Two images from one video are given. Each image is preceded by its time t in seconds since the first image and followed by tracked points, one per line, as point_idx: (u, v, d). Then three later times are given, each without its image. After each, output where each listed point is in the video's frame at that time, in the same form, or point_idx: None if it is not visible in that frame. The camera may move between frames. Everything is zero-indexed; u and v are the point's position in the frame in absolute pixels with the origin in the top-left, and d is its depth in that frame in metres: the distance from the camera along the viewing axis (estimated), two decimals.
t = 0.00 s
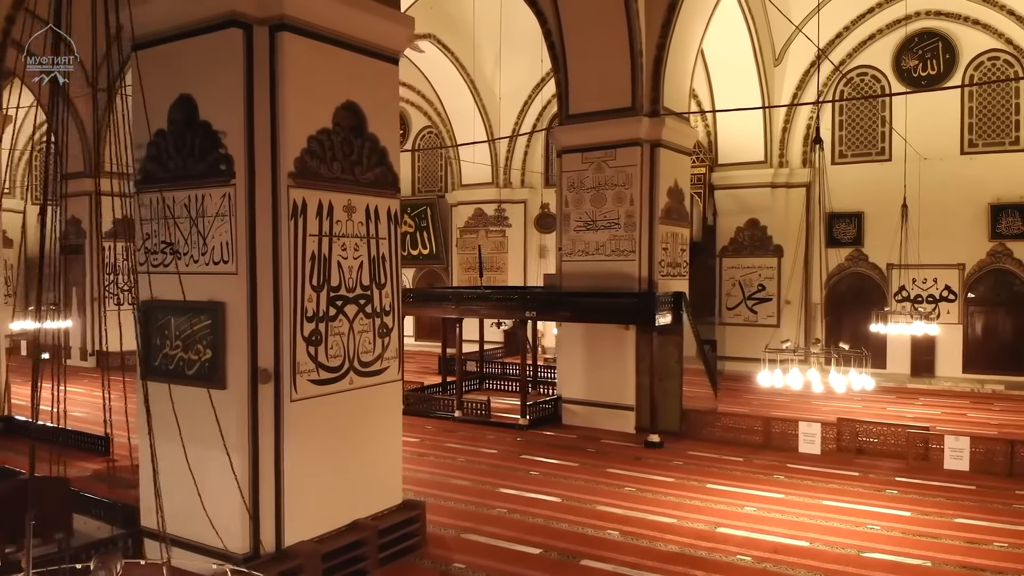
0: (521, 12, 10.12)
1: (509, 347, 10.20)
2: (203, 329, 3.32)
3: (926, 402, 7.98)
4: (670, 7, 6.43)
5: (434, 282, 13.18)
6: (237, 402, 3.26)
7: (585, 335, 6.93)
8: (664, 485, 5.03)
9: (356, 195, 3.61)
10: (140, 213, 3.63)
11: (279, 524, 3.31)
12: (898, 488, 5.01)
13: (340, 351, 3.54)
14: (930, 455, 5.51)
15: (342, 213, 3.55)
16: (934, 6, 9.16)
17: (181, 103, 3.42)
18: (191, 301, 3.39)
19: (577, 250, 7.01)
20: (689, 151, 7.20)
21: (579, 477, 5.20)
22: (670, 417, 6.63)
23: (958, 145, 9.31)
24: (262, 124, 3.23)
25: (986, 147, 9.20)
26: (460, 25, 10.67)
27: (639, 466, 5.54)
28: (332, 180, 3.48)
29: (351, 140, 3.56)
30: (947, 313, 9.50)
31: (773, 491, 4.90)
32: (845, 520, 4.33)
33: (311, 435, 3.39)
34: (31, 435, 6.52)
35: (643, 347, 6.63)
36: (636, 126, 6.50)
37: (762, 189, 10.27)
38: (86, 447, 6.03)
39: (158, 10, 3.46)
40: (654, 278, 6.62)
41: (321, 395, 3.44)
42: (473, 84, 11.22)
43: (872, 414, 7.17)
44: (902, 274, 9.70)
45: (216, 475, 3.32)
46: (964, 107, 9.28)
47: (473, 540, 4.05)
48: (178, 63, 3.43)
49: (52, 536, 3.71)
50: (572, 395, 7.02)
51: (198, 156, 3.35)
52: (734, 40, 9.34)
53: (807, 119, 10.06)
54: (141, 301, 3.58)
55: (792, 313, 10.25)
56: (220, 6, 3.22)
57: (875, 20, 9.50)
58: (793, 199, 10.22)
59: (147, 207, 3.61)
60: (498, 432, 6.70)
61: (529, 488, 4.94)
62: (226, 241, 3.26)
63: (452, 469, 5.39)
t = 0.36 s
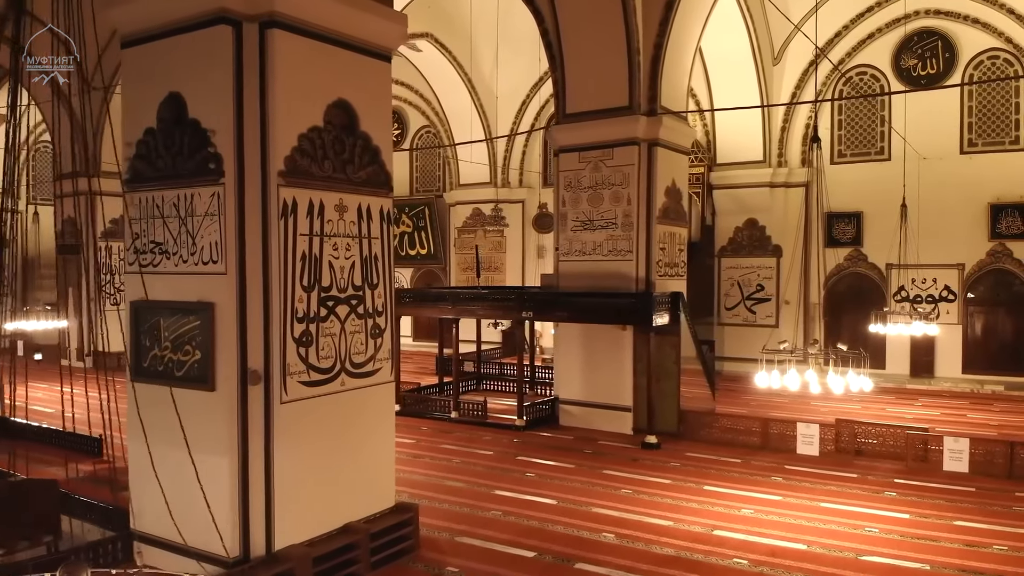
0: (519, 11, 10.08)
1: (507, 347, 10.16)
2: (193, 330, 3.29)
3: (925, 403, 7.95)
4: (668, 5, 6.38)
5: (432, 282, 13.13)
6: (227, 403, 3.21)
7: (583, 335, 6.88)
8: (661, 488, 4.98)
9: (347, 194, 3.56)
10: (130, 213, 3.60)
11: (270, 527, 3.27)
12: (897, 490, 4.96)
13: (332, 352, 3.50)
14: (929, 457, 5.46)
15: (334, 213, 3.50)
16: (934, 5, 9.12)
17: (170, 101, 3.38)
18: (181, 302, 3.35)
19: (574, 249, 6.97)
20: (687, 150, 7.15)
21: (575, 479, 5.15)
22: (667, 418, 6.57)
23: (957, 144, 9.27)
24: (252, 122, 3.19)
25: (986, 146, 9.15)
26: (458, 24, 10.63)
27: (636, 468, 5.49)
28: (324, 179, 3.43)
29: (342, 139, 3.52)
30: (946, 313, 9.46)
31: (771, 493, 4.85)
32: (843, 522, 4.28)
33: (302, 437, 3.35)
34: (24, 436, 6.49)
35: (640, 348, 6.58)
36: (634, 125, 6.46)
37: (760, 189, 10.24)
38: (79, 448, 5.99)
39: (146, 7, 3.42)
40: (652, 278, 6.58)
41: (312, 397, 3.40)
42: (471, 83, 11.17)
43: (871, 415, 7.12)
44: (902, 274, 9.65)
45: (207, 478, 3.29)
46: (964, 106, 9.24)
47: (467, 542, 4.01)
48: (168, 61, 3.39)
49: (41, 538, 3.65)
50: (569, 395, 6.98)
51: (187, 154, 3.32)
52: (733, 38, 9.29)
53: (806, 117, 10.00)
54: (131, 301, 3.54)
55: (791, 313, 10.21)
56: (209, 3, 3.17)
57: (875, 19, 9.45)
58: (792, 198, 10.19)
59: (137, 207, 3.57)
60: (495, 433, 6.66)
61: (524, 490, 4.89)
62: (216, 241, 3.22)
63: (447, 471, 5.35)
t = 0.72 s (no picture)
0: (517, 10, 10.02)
1: (505, 348, 10.12)
2: (182, 332, 3.25)
3: (924, 404, 7.92)
4: (666, 3, 6.33)
5: (430, 282, 13.10)
6: (216, 405, 3.17)
7: (580, 336, 6.85)
8: (658, 490, 4.94)
9: (339, 193, 3.52)
10: (119, 212, 3.56)
11: (261, 531, 3.23)
12: (896, 492, 4.92)
13: (323, 353, 3.45)
14: (928, 458, 5.42)
15: (326, 212, 3.46)
16: (933, 4, 9.08)
17: (159, 99, 3.35)
18: (169, 302, 3.31)
19: (571, 249, 6.92)
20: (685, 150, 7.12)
21: (571, 481, 5.11)
22: (664, 420, 6.53)
23: (957, 144, 9.23)
24: (243, 120, 3.15)
25: (986, 146, 9.11)
26: (455, 23, 10.58)
27: (633, 469, 5.45)
28: (315, 178, 3.39)
29: (334, 137, 3.47)
30: (946, 314, 9.41)
31: (769, 495, 4.81)
32: (841, 525, 4.24)
33: (292, 440, 3.31)
34: (17, 437, 6.45)
35: (637, 349, 6.54)
36: (631, 124, 6.42)
37: (759, 189, 10.20)
38: (72, 449, 5.95)
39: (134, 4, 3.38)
40: (649, 278, 6.54)
41: (303, 399, 3.35)
42: (469, 83, 11.12)
43: (870, 416, 7.08)
44: (901, 275, 9.61)
45: (196, 482, 3.25)
46: (963, 105, 9.20)
47: (462, 546, 3.97)
48: (158, 59, 3.36)
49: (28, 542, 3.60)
50: (566, 396, 6.94)
51: (176, 154, 3.28)
52: (732, 37, 9.24)
53: (806, 116, 9.96)
54: (120, 302, 3.50)
55: (790, 313, 10.17)
56: None
57: (874, 17, 9.40)
58: (791, 198, 10.16)
59: (125, 206, 3.54)
60: (492, 434, 6.62)
61: (520, 492, 4.85)
62: (205, 241, 3.19)
63: (442, 473, 5.31)
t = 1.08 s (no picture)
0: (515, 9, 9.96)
1: (503, 348, 10.08)
2: (171, 333, 3.21)
3: (924, 404, 7.88)
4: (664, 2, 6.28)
5: (428, 282, 13.06)
6: (205, 407, 3.14)
7: (577, 336, 6.81)
8: (655, 492, 4.89)
9: (331, 192, 3.47)
10: (108, 211, 3.53)
11: (250, 534, 3.19)
12: (895, 494, 4.87)
13: (314, 354, 3.41)
14: (927, 460, 5.38)
15: (317, 211, 3.41)
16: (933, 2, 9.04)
17: (148, 97, 3.30)
18: (158, 303, 3.27)
19: (568, 249, 6.88)
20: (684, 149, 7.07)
21: (567, 483, 5.07)
22: (662, 421, 6.48)
23: (957, 143, 9.19)
24: (232, 118, 3.11)
25: (986, 145, 9.07)
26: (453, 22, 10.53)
27: (630, 471, 5.41)
28: (306, 177, 3.34)
29: (326, 136, 3.42)
30: (946, 314, 9.36)
31: (767, 498, 4.76)
32: (839, 528, 4.20)
33: (282, 443, 3.26)
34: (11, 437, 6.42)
35: (635, 350, 6.52)
36: (629, 123, 6.37)
37: (758, 189, 10.15)
38: (64, 450, 5.91)
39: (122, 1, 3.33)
40: (647, 278, 6.50)
41: (293, 401, 3.31)
42: (467, 82, 11.10)
43: (870, 417, 7.03)
44: (900, 274, 9.57)
45: (184, 484, 3.20)
46: (963, 104, 9.16)
47: (456, 549, 3.93)
48: (147, 56, 3.31)
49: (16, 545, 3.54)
50: (563, 397, 6.90)
51: (165, 152, 3.24)
52: (731, 35, 9.20)
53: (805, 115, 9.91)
54: (109, 303, 3.47)
55: (789, 313, 10.12)
56: None
57: (875, 16, 9.34)
58: (790, 198, 10.11)
59: (115, 205, 3.50)
60: (488, 435, 6.57)
61: (515, 494, 4.81)
62: (194, 240, 3.14)
63: (437, 474, 5.26)
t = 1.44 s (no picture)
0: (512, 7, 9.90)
1: (501, 348, 10.03)
2: (159, 334, 3.17)
3: (923, 405, 7.83)
4: None
5: (426, 282, 13.03)
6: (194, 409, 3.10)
7: (574, 337, 6.78)
8: (651, 494, 4.84)
9: (321, 192, 3.42)
10: (96, 211, 3.49)
11: (240, 537, 3.15)
12: (894, 496, 4.82)
13: (304, 355, 3.36)
14: (927, 461, 5.34)
15: (307, 210, 3.36)
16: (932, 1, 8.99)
17: (136, 95, 3.26)
18: (146, 303, 3.24)
19: (566, 249, 6.83)
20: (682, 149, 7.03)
21: (563, 485, 5.02)
22: (659, 422, 6.42)
23: (956, 143, 9.14)
24: (220, 115, 3.06)
25: (986, 145, 9.03)
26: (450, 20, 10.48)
27: (627, 473, 5.36)
28: (295, 175, 3.29)
29: (316, 134, 3.37)
30: (945, 314, 9.32)
31: (765, 500, 4.72)
32: (837, 531, 4.15)
33: (271, 445, 3.22)
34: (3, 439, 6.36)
35: (633, 348, 6.51)
36: (626, 122, 6.33)
37: (757, 188, 10.11)
38: (56, 452, 5.86)
39: None
40: (644, 279, 6.46)
41: (284, 403, 3.26)
42: (465, 81, 11.04)
43: (869, 418, 6.99)
44: (899, 274, 9.52)
45: (174, 487, 3.17)
46: (963, 104, 9.11)
47: (449, 552, 3.88)
48: (135, 54, 3.27)
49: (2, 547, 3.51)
50: (560, 398, 6.85)
51: (153, 151, 3.19)
52: (729, 34, 9.16)
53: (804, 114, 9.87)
54: (97, 303, 3.43)
55: (788, 314, 10.08)
56: None
57: (874, 14, 9.29)
58: (788, 198, 10.06)
59: (103, 204, 3.47)
60: (484, 436, 6.52)
61: (510, 497, 4.76)
62: (182, 240, 3.10)
63: (432, 476, 5.21)
